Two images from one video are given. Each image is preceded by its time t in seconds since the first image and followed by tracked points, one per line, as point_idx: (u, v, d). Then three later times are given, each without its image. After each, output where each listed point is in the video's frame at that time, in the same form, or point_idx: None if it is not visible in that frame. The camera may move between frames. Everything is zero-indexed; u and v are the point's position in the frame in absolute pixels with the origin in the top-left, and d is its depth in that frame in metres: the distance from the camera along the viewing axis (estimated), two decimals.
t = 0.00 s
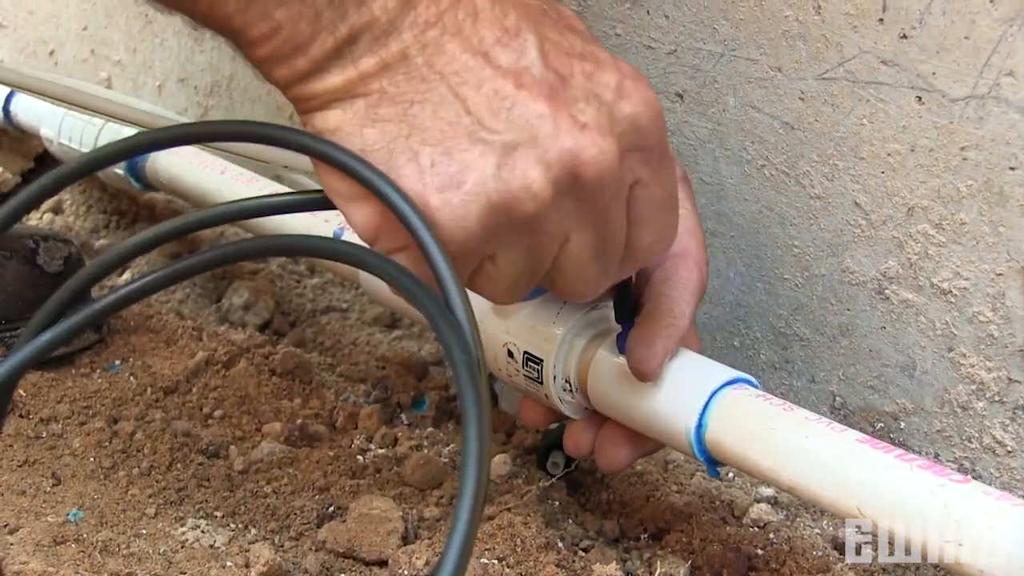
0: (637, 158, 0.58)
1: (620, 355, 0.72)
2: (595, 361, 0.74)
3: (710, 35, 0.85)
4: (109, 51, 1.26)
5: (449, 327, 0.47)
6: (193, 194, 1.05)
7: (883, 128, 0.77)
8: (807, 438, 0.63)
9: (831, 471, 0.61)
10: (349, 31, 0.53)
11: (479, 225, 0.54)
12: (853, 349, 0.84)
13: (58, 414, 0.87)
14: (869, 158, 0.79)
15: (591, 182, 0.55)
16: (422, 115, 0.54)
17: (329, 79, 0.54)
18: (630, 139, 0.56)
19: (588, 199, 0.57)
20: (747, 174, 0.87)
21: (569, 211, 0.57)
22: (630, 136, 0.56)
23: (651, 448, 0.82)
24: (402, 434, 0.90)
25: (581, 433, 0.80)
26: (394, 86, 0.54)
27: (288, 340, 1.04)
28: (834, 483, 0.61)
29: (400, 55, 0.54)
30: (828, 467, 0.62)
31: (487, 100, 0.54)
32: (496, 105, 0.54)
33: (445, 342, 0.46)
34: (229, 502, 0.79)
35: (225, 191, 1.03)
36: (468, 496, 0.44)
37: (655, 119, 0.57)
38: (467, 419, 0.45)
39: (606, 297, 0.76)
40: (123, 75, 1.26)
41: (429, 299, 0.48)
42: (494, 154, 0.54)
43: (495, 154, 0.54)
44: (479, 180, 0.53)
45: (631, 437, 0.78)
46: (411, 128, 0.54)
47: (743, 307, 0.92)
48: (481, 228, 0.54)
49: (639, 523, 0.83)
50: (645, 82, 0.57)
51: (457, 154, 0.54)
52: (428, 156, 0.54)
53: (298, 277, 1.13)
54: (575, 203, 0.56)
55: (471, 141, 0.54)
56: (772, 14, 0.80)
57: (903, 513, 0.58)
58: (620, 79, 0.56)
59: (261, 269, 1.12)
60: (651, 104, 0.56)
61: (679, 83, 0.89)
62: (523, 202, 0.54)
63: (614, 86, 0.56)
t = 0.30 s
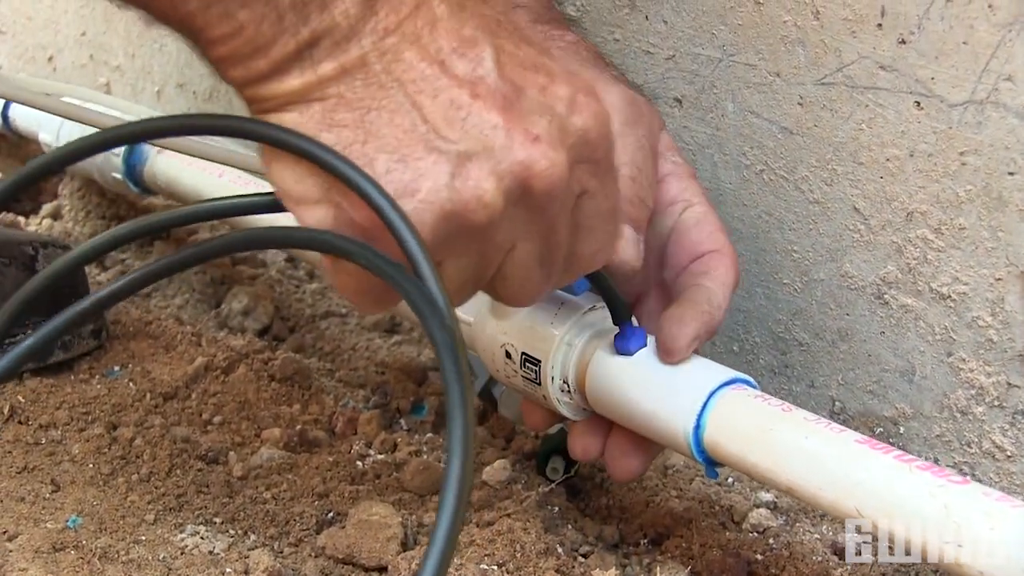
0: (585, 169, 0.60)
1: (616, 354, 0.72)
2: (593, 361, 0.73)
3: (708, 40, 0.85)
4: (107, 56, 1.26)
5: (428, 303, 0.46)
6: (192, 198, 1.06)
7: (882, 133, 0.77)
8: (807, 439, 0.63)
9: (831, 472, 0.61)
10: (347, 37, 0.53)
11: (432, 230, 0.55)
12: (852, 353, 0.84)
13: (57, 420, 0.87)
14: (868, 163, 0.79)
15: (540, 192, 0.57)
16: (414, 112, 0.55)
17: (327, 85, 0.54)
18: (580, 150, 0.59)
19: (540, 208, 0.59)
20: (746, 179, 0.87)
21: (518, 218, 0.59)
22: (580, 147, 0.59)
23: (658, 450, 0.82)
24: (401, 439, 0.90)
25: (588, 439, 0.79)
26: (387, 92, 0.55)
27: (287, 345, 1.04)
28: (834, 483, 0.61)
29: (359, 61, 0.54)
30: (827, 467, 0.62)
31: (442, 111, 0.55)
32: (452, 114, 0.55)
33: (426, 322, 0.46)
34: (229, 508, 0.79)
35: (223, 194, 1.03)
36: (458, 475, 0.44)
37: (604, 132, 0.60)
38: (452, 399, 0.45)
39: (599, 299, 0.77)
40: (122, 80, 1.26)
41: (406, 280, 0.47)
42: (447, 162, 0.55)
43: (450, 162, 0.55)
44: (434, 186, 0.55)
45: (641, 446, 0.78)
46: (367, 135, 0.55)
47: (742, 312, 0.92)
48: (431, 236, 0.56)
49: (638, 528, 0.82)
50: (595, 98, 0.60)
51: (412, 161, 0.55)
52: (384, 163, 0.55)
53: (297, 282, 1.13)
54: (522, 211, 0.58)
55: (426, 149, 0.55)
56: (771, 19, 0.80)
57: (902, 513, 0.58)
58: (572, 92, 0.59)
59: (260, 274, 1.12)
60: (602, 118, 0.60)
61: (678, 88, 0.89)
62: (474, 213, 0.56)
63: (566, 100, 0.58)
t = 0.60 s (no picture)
0: (631, 190, 0.57)
1: (614, 360, 0.72)
2: (591, 364, 0.73)
3: (706, 43, 0.85)
4: (106, 59, 1.26)
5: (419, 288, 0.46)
6: (190, 202, 1.06)
7: (878, 136, 0.77)
8: (803, 444, 0.63)
9: (827, 477, 0.61)
10: (367, 42, 0.52)
11: (475, 252, 0.53)
12: (849, 357, 0.84)
13: (54, 423, 0.87)
14: (865, 166, 0.79)
15: (586, 213, 0.54)
16: (410, 132, 0.52)
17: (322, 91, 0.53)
18: (627, 171, 0.56)
19: (584, 229, 0.56)
20: (743, 183, 0.87)
21: (561, 239, 0.56)
22: (626, 168, 0.55)
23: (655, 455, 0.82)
24: (398, 442, 0.90)
25: (586, 444, 0.80)
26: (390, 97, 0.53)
27: (284, 348, 1.04)
28: (832, 489, 0.61)
29: (401, 75, 0.52)
30: (824, 473, 0.61)
31: (487, 127, 0.52)
32: (497, 132, 0.52)
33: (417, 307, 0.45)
34: (225, 511, 0.79)
35: (222, 199, 1.03)
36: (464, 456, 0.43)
37: (653, 150, 0.57)
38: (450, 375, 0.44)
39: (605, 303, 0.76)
40: (120, 83, 1.26)
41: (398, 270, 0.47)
42: (492, 181, 0.52)
43: (494, 182, 0.52)
44: (478, 207, 0.52)
45: (635, 449, 0.78)
46: (409, 150, 0.52)
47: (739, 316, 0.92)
48: (477, 256, 0.53)
49: (635, 532, 0.82)
50: (645, 115, 0.56)
51: (457, 179, 0.52)
52: (426, 180, 0.52)
53: (295, 284, 1.13)
54: (565, 231, 0.56)
55: (471, 167, 0.52)
56: (768, 22, 0.80)
57: (900, 519, 0.58)
58: (620, 111, 0.55)
59: (258, 277, 1.12)
60: (650, 137, 0.56)
61: (675, 91, 0.89)
62: (521, 233, 0.53)
63: (614, 118, 0.55)
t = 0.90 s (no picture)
0: (638, 199, 0.56)
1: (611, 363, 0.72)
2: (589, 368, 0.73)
3: (705, 43, 0.85)
4: (104, 60, 1.26)
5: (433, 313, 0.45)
6: (188, 204, 1.06)
7: (876, 136, 0.77)
8: (801, 447, 0.63)
9: (825, 480, 0.61)
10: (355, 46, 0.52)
11: (479, 263, 0.53)
12: (848, 357, 0.84)
13: (51, 424, 0.87)
14: (863, 166, 0.79)
15: (591, 225, 0.54)
16: (415, 144, 0.53)
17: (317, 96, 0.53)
18: (633, 181, 0.55)
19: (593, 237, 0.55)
20: (742, 183, 0.87)
21: (568, 249, 0.55)
22: (632, 178, 0.54)
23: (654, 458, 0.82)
24: (397, 443, 0.90)
25: (585, 448, 0.80)
26: (387, 102, 0.53)
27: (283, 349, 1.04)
28: (830, 492, 0.61)
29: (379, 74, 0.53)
30: (821, 475, 0.61)
31: (493, 138, 0.52)
32: (503, 142, 0.52)
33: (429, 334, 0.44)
34: (224, 512, 0.79)
35: (220, 201, 1.03)
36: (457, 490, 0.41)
37: (662, 160, 0.55)
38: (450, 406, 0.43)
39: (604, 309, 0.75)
40: (118, 84, 1.26)
41: (414, 294, 0.46)
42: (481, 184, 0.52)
43: (499, 196, 0.52)
44: (482, 220, 0.52)
45: (632, 454, 0.78)
46: (416, 163, 0.53)
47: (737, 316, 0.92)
48: (481, 267, 0.53)
49: (634, 533, 0.82)
50: (653, 124, 0.55)
51: (462, 192, 0.52)
52: (432, 194, 0.52)
53: (294, 285, 1.13)
54: (572, 243, 0.55)
55: (477, 179, 0.52)
56: (766, 22, 0.80)
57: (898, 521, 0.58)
58: (629, 118, 0.54)
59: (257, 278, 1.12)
60: (659, 146, 0.55)
61: (674, 91, 0.89)
62: (526, 246, 0.53)
63: (621, 126, 0.54)
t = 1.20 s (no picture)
0: (642, 212, 0.56)
1: (611, 362, 0.72)
2: (586, 367, 0.73)
3: (705, 44, 0.85)
4: (104, 59, 1.26)
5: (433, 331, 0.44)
6: (188, 202, 1.06)
7: (876, 138, 0.77)
8: (800, 446, 0.63)
9: (824, 480, 0.61)
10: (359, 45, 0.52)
11: (484, 280, 0.53)
12: (847, 359, 0.84)
13: (50, 423, 0.87)
14: (863, 167, 0.79)
15: (594, 239, 0.54)
16: (419, 159, 0.53)
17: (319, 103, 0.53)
18: (634, 193, 0.55)
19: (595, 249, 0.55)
20: (741, 184, 0.87)
21: (570, 263, 0.55)
22: (635, 192, 0.54)
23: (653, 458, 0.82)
24: (396, 443, 0.89)
25: (581, 445, 0.80)
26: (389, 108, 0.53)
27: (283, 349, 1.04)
28: (829, 492, 0.61)
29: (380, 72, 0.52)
30: (820, 475, 0.61)
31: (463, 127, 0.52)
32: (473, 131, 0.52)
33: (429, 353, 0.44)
34: (222, 512, 0.79)
35: (219, 201, 1.03)
36: (449, 516, 0.42)
37: (665, 172, 0.55)
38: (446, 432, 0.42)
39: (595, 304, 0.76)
40: (118, 84, 1.26)
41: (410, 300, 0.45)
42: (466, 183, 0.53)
43: (504, 211, 0.52)
44: (487, 236, 0.52)
45: (632, 454, 0.78)
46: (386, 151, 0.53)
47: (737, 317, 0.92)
48: (487, 283, 0.53)
49: (633, 533, 0.82)
50: (658, 137, 0.55)
51: (466, 209, 0.53)
52: (435, 211, 0.53)
53: (293, 285, 1.13)
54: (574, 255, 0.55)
55: (479, 195, 0.53)
56: (767, 24, 0.80)
57: (898, 522, 0.58)
58: (631, 133, 0.54)
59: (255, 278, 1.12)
60: (662, 159, 0.55)
61: (674, 92, 0.89)
62: (530, 258, 0.53)
63: (624, 140, 0.54)
